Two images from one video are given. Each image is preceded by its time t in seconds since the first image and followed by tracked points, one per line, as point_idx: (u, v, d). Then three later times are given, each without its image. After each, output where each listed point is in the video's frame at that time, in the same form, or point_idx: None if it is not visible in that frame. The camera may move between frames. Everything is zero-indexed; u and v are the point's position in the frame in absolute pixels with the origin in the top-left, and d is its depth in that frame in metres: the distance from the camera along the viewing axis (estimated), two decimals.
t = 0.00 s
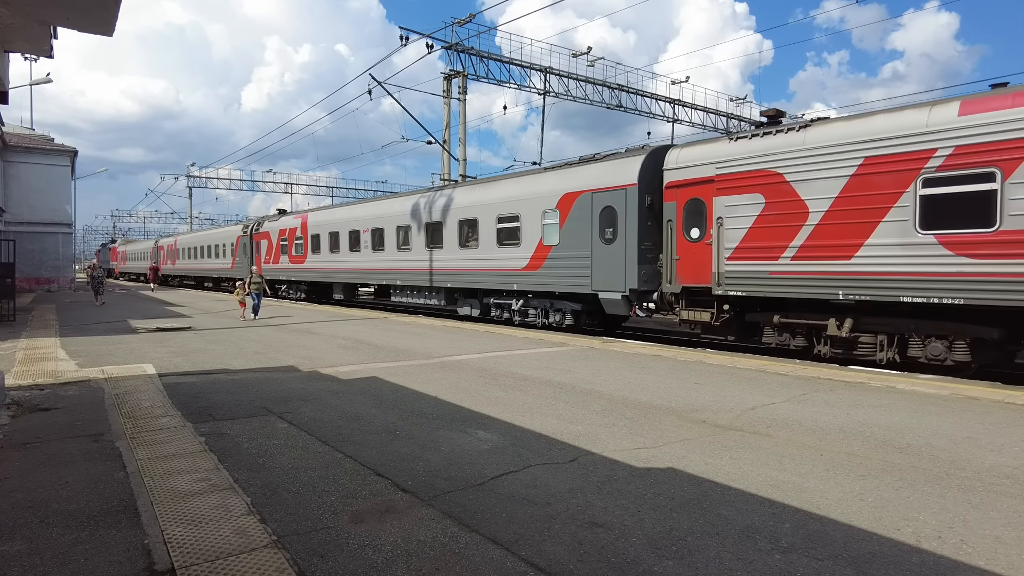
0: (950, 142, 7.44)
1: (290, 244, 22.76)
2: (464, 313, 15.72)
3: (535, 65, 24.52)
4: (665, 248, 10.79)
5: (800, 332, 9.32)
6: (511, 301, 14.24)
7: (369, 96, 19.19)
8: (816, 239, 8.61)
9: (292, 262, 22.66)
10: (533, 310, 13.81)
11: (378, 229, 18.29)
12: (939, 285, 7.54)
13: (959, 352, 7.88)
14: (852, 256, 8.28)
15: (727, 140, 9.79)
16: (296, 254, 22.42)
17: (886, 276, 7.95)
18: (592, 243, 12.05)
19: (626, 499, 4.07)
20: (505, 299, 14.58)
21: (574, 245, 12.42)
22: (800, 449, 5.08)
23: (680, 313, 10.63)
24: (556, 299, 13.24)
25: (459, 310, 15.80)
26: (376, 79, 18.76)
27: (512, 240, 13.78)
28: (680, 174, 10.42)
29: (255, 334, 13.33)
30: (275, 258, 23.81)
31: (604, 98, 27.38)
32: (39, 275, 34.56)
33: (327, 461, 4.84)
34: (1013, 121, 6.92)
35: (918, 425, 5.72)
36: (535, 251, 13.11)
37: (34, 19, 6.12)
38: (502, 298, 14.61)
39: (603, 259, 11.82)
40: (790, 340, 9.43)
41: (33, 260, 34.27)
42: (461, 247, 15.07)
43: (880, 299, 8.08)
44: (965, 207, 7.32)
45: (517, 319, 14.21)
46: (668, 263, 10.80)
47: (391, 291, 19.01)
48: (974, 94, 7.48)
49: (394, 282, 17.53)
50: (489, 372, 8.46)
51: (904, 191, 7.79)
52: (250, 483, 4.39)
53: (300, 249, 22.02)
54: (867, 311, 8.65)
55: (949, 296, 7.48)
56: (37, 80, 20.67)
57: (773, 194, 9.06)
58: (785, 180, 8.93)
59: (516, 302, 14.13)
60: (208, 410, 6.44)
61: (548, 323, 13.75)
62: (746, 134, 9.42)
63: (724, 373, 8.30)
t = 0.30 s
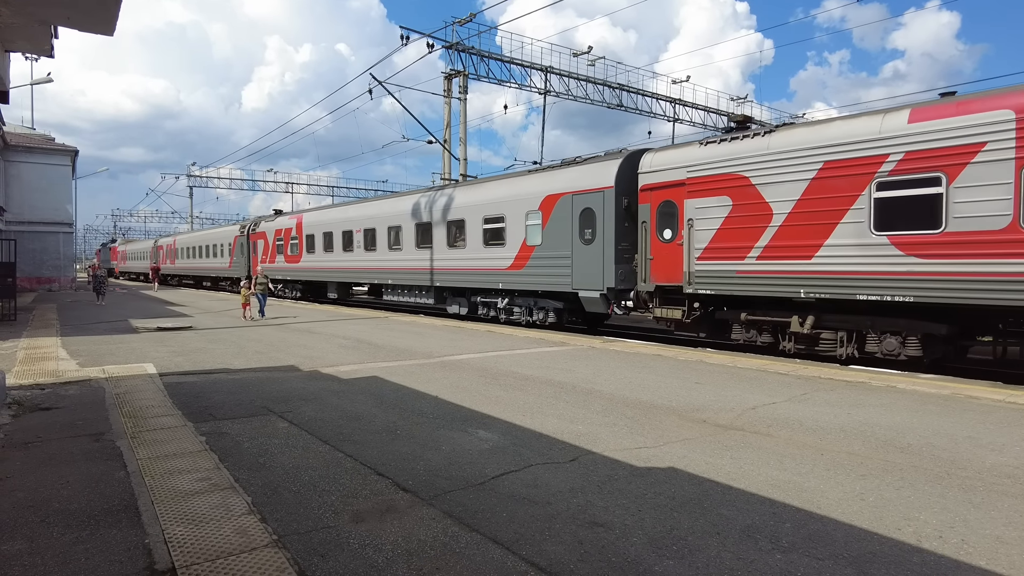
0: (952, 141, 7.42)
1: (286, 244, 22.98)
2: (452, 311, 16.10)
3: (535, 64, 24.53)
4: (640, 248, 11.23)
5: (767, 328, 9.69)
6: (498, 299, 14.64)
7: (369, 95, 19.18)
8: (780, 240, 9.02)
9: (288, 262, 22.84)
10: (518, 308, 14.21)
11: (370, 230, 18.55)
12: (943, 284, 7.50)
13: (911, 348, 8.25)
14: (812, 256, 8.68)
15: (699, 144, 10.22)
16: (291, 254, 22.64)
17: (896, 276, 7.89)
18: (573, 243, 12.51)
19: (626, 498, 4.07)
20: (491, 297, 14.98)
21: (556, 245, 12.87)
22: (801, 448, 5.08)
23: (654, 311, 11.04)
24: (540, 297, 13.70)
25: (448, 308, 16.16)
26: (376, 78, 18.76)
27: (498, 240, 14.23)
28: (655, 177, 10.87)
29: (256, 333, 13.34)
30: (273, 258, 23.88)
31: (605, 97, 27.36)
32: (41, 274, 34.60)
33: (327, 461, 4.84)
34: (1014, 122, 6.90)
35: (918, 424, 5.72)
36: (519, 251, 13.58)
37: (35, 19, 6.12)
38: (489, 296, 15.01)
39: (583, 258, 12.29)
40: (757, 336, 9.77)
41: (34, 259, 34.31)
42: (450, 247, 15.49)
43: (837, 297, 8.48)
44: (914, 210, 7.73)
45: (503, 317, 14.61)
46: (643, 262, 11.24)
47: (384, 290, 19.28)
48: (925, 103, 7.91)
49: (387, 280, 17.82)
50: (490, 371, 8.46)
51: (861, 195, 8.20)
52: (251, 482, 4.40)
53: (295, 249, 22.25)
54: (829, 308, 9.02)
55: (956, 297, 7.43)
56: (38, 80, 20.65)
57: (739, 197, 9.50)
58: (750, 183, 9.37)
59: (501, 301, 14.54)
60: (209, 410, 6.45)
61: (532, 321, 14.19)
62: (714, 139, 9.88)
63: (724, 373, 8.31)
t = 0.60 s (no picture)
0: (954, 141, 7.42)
1: (282, 244, 23.07)
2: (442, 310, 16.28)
3: (536, 64, 24.54)
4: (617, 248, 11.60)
5: (735, 325, 10.09)
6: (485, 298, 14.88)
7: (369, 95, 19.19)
8: (745, 240, 9.41)
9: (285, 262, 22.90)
10: (504, 306, 14.44)
11: (363, 230, 18.79)
12: (954, 284, 7.44)
13: (869, 344, 8.66)
14: (777, 256, 9.07)
15: (673, 148, 10.60)
16: (287, 254, 22.70)
17: (908, 277, 7.81)
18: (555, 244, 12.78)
19: (627, 497, 4.07)
20: (480, 295, 15.23)
21: (539, 245, 13.17)
22: (802, 448, 5.08)
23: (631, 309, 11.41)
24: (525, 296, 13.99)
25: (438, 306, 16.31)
26: (376, 77, 18.77)
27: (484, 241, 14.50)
28: (632, 180, 11.27)
29: (257, 333, 13.34)
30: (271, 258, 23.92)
31: (606, 97, 27.36)
32: (42, 273, 34.70)
33: (329, 460, 4.85)
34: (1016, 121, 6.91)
35: (919, 424, 5.72)
36: (504, 251, 13.86)
37: (35, 18, 6.13)
38: (477, 295, 15.27)
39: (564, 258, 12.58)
40: (726, 333, 10.18)
41: (35, 258, 34.38)
42: (439, 247, 15.74)
43: (800, 294, 8.88)
44: (868, 212, 8.15)
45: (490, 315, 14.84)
46: (621, 262, 11.59)
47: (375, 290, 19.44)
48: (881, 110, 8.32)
49: (379, 281, 18.03)
50: (491, 371, 8.46)
51: (820, 197, 8.61)
52: (252, 481, 4.40)
53: (290, 248, 22.35)
54: (794, 306, 9.40)
55: (960, 297, 7.43)
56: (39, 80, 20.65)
57: (710, 199, 9.86)
58: (720, 186, 9.73)
59: (488, 299, 14.81)
60: (210, 409, 6.45)
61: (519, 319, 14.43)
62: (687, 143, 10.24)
63: (725, 372, 8.33)
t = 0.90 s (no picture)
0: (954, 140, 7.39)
1: (278, 243, 23.11)
2: (433, 308, 16.62)
3: (537, 63, 24.52)
4: (596, 248, 11.91)
5: (707, 322, 10.48)
6: (473, 296, 15.24)
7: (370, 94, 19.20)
8: (714, 240, 9.75)
9: (281, 261, 22.93)
10: (492, 305, 14.77)
11: (356, 230, 19.01)
12: (969, 285, 7.32)
13: (831, 340, 9.00)
14: (744, 256, 9.41)
15: (648, 152, 10.92)
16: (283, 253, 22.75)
17: (931, 276, 7.60)
18: (538, 244, 13.09)
19: (628, 497, 4.07)
20: (469, 294, 15.59)
21: (523, 245, 13.48)
22: (802, 447, 5.08)
23: (609, 307, 11.83)
24: (510, 294, 14.33)
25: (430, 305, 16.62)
26: (377, 77, 18.80)
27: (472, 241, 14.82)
28: (609, 183, 11.56)
29: (258, 332, 13.34)
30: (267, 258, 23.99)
31: (606, 96, 27.34)
32: (43, 273, 34.75)
33: (330, 459, 4.85)
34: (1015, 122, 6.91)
35: (920, 424, 5.72)
36: (490, 251, 14.17)
37: (36, 18, 6.13)
38: (466, 293, 15.61)
39: (546, 258, 12.87)
40: (699, 329, 10.58)
41: (37, 258, 34.44)
42: (429, 247, 16.06)
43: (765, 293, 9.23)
44: (828, 213, 8.50)
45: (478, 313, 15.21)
46: (599, 262, 11.91)
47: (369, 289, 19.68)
48: (841, 116, 8.66)
49: (371, 279, 18.26)
50: (491, 371, 8.45)
51: (784, 200, 8.95)
52: (253, 481, 4.40)
53: (287, 247, 22.42)
54: (761, 304, 9.75)
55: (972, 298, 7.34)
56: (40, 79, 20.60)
57: (682, 201, 10.19)
58: (692, 189, 10.06)
59: (476, 298, 15.15)
60: (211, 408, 6.46)
61: (505, 317, 14.75)
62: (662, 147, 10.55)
63: (726, 371, 8.33)
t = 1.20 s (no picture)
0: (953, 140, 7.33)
1: (274, 243, 23.12)
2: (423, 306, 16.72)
3: (538, 63, 24.52)
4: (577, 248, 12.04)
5: (681, 319, 10.69)
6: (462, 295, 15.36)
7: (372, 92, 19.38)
8: (687, 240, 9.97)
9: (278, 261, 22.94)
10: (480, 304, 14.89)
11: (349, 231, 19.09)
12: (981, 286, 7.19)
13: (796, 336, 9.22)
14: (714, 256, 9.66)
15: (625, 155, 11.12)
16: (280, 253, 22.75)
17: (949, 276, 7.39)
18: (523, 245, 13.17)
19: (629, 497, 4.07)
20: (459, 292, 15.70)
21: (508, 246, 13.57)
22: (803, 447, 5.08)
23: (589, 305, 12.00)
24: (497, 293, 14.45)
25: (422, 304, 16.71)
26: (377, 77, 18.94)
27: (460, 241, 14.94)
28: (588, 185, 11.73)
29: (258, 332, 13.34)
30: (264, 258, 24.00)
31: (607, 96, 27.33)
32: (44, 272, 34.78)
33: (331, 459, 4.85)
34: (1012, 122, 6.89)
35: (921, 423, 5.71)
36: (477, 251, 14.28)
37: (38, 18, 6.14)
38: (455, 292, 15.73)
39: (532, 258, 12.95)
40: (673, 327, 10.79)
41: (39, 257, 34.49)
42: (419, 247, 16.17)
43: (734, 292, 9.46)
44: (794, 215, 8.72)
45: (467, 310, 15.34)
46: (580, 261, 12.05)
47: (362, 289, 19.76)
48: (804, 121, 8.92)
49: (364, 279, 18.34)
50: (492, 370, 8.44)
51: (753, 202, 9.17)
52: (254, 480, 4.40)
53: (283, 247, 22.44)
54: (731, 302, 9.96)
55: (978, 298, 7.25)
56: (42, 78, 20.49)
57: (657, 203, 10.39)
58: (666, 192, 10.28)
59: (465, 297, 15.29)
60: (212, 408, 6.46)
61: (494, 315, 14.86)
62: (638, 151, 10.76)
63: (726, 371, 8.32)
